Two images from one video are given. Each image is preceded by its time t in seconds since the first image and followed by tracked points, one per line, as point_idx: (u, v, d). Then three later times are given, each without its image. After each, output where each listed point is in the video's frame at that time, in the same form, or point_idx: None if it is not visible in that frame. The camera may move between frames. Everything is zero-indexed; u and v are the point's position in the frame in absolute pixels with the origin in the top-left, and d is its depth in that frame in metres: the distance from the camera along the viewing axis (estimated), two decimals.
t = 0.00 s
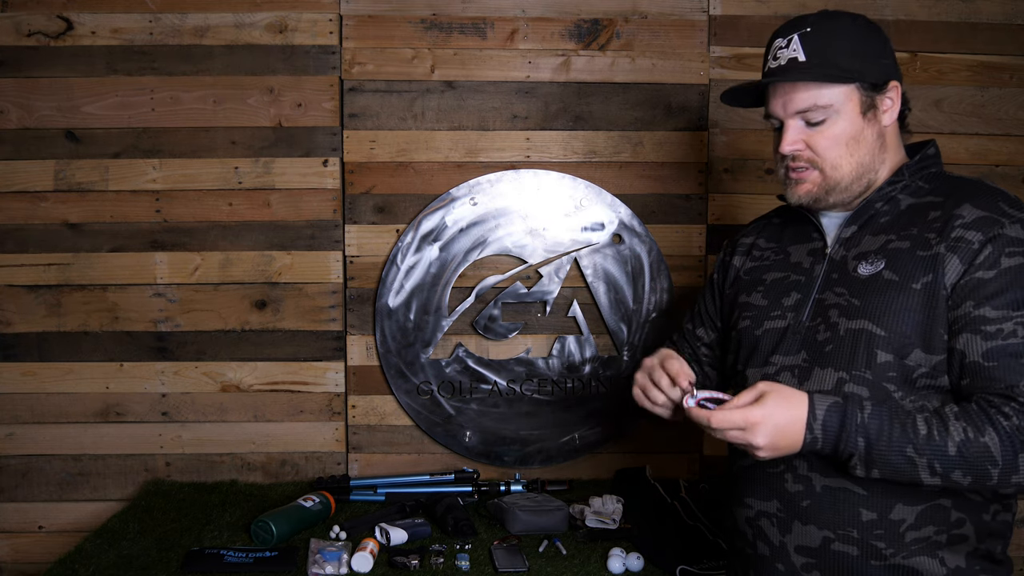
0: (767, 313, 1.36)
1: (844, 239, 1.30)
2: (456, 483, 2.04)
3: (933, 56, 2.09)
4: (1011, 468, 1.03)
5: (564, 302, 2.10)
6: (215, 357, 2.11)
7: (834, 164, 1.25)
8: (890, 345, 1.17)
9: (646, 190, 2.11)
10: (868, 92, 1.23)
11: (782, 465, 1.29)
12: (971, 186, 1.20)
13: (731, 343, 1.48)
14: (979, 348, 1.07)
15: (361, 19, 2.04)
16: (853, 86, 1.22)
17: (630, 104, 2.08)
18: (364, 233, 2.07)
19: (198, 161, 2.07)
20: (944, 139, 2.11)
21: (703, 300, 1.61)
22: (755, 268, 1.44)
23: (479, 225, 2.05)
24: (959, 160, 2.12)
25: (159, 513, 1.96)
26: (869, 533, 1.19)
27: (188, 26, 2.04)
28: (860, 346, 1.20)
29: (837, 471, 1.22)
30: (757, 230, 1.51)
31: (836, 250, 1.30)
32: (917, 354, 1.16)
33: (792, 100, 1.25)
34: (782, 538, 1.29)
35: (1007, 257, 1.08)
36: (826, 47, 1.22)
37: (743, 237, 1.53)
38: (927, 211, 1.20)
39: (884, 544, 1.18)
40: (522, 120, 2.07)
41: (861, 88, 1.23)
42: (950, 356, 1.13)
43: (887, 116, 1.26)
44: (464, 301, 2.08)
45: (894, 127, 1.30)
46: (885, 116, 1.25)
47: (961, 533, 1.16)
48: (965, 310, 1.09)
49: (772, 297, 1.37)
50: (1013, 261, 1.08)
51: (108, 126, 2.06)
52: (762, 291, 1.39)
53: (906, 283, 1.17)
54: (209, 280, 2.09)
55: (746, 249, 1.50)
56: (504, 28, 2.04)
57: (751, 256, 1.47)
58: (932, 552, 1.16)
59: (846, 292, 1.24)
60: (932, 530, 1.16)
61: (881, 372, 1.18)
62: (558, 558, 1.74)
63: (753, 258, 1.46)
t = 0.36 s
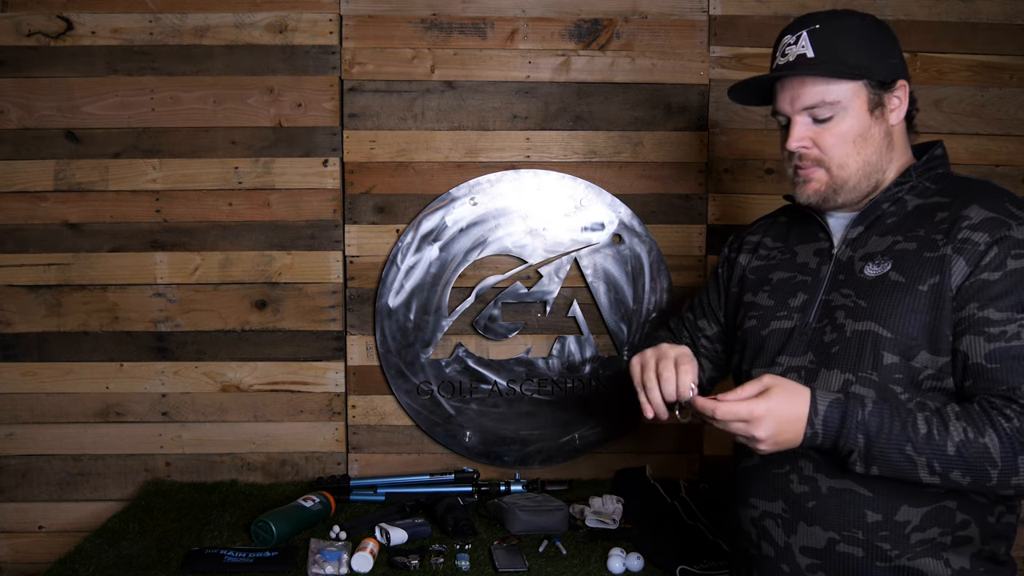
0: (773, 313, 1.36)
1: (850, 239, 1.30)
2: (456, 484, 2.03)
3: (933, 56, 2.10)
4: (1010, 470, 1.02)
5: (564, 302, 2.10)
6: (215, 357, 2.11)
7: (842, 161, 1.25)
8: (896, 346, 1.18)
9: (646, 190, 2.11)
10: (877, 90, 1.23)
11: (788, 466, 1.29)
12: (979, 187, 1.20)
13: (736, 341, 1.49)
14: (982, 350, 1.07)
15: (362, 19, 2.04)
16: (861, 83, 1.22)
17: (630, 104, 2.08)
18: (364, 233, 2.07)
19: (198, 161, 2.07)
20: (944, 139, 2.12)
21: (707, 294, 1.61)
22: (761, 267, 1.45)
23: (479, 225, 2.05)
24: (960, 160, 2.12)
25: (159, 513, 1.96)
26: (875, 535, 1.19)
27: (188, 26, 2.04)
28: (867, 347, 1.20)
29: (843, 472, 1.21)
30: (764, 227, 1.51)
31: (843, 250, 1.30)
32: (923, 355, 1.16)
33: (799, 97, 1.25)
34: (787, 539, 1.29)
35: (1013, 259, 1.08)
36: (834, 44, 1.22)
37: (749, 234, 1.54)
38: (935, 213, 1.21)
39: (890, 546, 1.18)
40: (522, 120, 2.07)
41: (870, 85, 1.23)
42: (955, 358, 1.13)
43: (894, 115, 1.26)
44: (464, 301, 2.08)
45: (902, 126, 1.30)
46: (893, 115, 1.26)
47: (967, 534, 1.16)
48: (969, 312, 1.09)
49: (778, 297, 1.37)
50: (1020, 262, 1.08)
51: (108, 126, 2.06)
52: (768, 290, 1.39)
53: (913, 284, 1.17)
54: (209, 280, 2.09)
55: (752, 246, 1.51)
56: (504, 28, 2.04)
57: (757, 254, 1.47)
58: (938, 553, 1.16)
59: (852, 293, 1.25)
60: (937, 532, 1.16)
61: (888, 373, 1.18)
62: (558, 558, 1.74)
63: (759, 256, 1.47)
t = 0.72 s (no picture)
0: (776, 310, 1.36)
1: (854, 236, 1.30)
2: (456, 483, 2.03)
3: (932, 56, 2.10)
4: (1015, 469, 1.03)
5: (564, 302, 2.10)
6: (215, 357, 2.11)
7: (845, 159, 1.25)
8: (901, 344, 1.17)
9: (646, 190, 2.11)
10: (878, 87, 1.23)
11: (793, 465, 1.29)
12: (984, 184, 1.20)
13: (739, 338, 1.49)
14: (987, 346, 1.07)
15: (362, 19, 2.04)
16: (861, 81, 1.22)
17: (630, 104, 2.08)
18: (364, 233, 2.07)
19: (198, 161, 2.07)
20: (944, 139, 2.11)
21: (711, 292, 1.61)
22: (763, 263, 1.44)
23: (479, 225, 2.05)
24: (959, 160, 2.12)
25: (159, 513, 1.96)
26: (879, 533, 1.19)
27: (189, 26, 2.04)
28: (871, 345, 1.20)
29: (847, 471, 1.21)
30: (766, 225, 1.51)
31: (846, 247, 1.30)
32: (928, 353, 1.16)
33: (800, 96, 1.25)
34: (790, 538, 1.28)
35: (1019, 255, 1.08)
36: (833, 42, 1.22)
37: (752, 232, 1.53)
38: (940, 209, 1.20)
39: (895, 544, 1.18)
40: (522, 120, 2.07)
41: (870, 82, 1.23)
42: (960, 355, 1.13)
43: (896, 111, 1.26)
44: (464, 301, 2.08)
45: (904, 123, 1.29)
46: (894, 112, 1.26)
47: (971, 532, 1.16)
48: (975, 309, 1.09)
49: (782, 294, 1.36)
50: None
51: (108, 126, 2.06)
52: (770, 287, 1.39)
53: (918, 281, 1.17)
54: (209, 280, 2.09)
55: (754, 244, 1.50)
56: (504, 28, 2.04)
57: (759, 251, 1.47)
58: (942, 552, 1.16)
59: (856, 290, 1.24)
60: (942, 530, 1.16)
61: (892, 371, 1.17)
62: (558, 558, 1.73)
63: (761, 253, 1.46)
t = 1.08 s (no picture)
0: (777, 317, 1.37)
1: (848, 238, 1.30)
2: (456, 483, 2.03)
3: (932, 56, 2.10)
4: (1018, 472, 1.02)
5: (563, 302, 2.10)
6: (215, 357, 2.11)
7: (776, 193, 1.35)
8: (898, 348, 1.17)
9: (646, 190, 2.11)
10: (783, 124, 1.29)
11: (798, 471, 1.29)
12: (974, 181, 1.18)
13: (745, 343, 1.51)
14: (983, 350, 1.06)
15: (362, 19, 2.04)
16: (769, 121, 1.31)
17: (630, 104, 2.08)
18: (364, 233, 2.07)
19: (198, 161, 2.07)
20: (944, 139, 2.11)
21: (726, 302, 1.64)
22: (766, 270, 1.46)
23: (479, 225, 2.05)
24: (959, 160, 2.12)
25: (159, 513, 1.96)
26: (887, 539, 1.19)
27: (188, 26, 2.04)
28: (869, 351, 1.20)
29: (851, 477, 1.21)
30: (769, 233, 1.53)
31: (841, 250, 1.31)
32: (926, 356, 1.15)
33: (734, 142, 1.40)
34: (800, 544, 1.29)
35: (1009, 254, 1.07)
36: (744, 89, 1.33)
37: (755, 240, 1.55)
38: (928, 210, 1.19)
39: (903, 549, 1.18)
40: (522, 120, 2.07)
41: (778, 120, 1.30)
42: (958, 358, 1.12)
43: (817, 136, 1.28)
44: (464, 301, 2.08)
45: (851, 135, 1.28)
46: (816, 136, 1.28)
47: (980, 533, 1.16)
48: (968, 312, 1.08)
49: (782, 301, 1.38)
50: (1015, 258, 1.06)
51: (108, 126, 2.06)
52: (770, 295, 1.41)
53: (909, 285, 1.17)
54: (209, 280, 2.09)
55: (758, 252, 1.52)
56: (504, 29, 2.04)
57: (761, 259, 1.49)
58: (952, 554, 1.16)
59: (851, 295, 1.25)
60: (950, 533, 1.16)
61: (890, 375, 1.18)
62: (558, 558, 1.73)
63: (764, 261, 1.48)
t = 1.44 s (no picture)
0: (773, 323, 1.42)
1: (831, 239, 1.30)
2: (456, 483, 2.04)
3: (932, 56, 2.09)
4: (982, 470, 1.02)
5: (563, 302, 2.10)
6: (215, 357, 2.11)
7: (756, 205, 1.42)
8: (869, 345, 1.18)
9: (646, 190, 2.11)
10: (749, 140, 1.37)
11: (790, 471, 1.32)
12: (937, 170, 1.17)
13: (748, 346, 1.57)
14: (944, 340, 1.05)
15: (362, 19, 2.04)
16: (738, 138, 1.39)
17: (629, 104, 2.08)
18: (364, 233, 2.07)
19: (198, 161, 2.07)
20: (944, 139, 2.11)
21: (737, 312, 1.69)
22: (768, 280, 1.51)
23: (479, 225, 2.05)
24: (959, 160, 2.12)
25: (159, 513, 1.96)
26: (874, 536, 1.19)
27: (188, 26, 2.04)
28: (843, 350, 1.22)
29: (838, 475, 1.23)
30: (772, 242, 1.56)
31: (823, 251, 1.32)
32: (897, 350, 1.15)
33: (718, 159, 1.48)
34: (794, 543, 1.31)
35: (960, 242, 1.06)
36: (717, 110, 1.42)
37: (760, 250, 1.59)
38: (892, 204, 1.19)
39: (892, 546, 1.18)
40: (522, 120, 2.07)
41: (745, 136, 1.37)
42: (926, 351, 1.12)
43: (781, 148, 1.34)
44: (464, 301, 2.08)
45: (819, 143, 1.32)
46: (780, 149, 1.34)
47: (973, 528, 1.16)
48: (927, 303, 1.08)
49: (778, 308, 1.42)
50: (967, 244, 1.06)
51: (108, 126, 2.06)
52: (767, 303, 1.46)
53: (874, 281, 1.17)
54: (209, 280, 2.09)
55: (761, 262, 1.56)
56: (504, 29, 2.04)
57: (764, 269, 1.54)
58: (944, 550, 1.16)
59: (827, 295, 1.26)
60: (940, 529, 1.15)
61: (865, 372, 1.19)
62: (558, 558, 1.73)
63: (767, 270, 1.52)
